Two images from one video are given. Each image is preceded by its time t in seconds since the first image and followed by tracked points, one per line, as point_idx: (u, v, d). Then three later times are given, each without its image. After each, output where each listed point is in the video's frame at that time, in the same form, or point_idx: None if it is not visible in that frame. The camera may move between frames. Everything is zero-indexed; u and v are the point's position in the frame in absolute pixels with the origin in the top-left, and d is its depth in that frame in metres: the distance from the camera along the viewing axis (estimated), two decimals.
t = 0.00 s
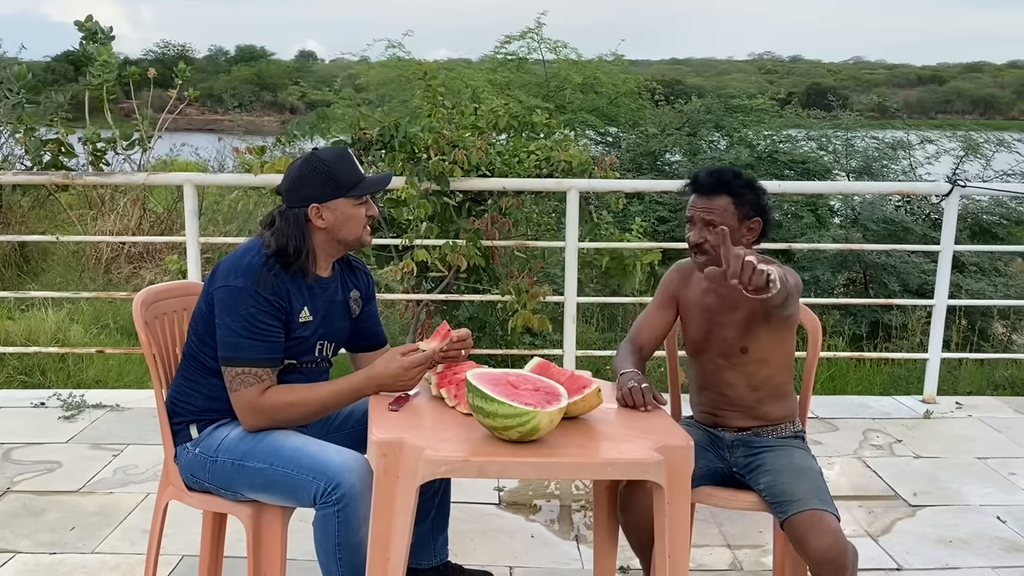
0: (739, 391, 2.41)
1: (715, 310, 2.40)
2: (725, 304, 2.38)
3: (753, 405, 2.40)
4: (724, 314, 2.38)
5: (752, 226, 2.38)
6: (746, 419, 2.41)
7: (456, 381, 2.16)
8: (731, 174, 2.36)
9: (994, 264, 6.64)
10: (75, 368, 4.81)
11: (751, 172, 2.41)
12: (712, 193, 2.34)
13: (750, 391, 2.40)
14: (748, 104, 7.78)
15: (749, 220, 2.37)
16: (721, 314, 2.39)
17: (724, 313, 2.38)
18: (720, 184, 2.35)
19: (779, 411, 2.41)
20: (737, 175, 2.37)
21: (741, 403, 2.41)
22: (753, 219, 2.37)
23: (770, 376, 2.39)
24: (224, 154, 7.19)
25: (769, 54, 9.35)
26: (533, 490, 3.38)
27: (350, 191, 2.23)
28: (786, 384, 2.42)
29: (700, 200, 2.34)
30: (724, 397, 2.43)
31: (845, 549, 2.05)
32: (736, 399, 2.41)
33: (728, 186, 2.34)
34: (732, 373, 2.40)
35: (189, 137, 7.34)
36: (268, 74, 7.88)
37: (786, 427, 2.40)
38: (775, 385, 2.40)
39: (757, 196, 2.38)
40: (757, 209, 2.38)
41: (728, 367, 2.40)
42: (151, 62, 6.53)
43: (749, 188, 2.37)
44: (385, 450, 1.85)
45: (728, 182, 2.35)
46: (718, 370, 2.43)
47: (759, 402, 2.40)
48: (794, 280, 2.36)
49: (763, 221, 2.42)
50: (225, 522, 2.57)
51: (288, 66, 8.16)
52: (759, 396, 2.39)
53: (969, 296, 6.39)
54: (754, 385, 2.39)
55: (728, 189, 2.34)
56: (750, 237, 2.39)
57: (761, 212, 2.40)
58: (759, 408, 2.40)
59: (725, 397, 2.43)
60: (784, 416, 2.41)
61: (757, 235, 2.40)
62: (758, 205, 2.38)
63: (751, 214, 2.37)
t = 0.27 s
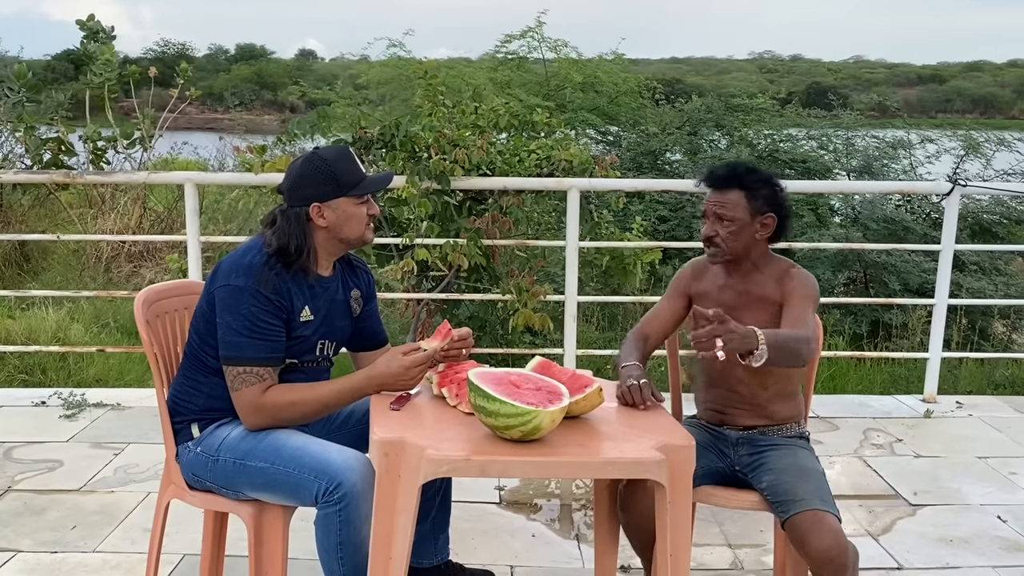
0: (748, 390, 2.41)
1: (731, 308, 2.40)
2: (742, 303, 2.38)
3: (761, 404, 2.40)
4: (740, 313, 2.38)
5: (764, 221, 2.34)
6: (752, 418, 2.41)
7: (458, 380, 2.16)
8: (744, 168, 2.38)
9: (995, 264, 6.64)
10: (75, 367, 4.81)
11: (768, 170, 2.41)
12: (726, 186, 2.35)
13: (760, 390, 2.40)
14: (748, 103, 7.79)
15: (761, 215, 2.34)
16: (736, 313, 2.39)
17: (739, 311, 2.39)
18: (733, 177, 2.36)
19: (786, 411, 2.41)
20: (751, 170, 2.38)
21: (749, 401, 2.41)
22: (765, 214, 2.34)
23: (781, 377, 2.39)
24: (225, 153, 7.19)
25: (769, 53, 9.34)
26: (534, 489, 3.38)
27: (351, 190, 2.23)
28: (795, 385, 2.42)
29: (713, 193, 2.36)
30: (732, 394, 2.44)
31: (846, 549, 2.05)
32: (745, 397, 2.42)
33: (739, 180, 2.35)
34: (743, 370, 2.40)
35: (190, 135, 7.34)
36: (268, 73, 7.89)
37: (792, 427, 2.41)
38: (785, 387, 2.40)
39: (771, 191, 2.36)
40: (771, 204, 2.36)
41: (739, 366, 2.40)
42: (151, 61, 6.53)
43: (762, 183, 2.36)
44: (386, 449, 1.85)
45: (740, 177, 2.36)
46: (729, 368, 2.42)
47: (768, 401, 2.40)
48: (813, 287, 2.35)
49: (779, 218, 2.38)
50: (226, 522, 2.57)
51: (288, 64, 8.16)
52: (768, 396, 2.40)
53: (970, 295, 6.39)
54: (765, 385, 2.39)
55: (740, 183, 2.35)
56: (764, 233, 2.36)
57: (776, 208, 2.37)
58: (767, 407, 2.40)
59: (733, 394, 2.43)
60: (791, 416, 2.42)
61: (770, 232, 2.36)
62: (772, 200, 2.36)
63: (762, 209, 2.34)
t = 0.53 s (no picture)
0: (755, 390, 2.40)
1: (743, 308, 2.39)
2: (754, 304, 2.37)
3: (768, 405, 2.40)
4: (752, 314, 2.38)
5: (774, 220, 2.34)
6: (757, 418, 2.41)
7: (460, 379, 2.17)
8: (754, 166, 2.38)
9: (996, 263, 6.64)
10: (76, 366, 4.82)
11: (782, 170, 2.41)
12: (738, 183, 2.36)
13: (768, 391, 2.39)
14: (749, 103, 7.79)
15: (771, 214, 2.33)
16: (748, 313, 2.39)
17: (751, 312, 2.38)
18: (746, 175, 2.37)
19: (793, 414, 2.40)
20: (762, 168, 2.38)
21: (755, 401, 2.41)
22: (775, 213, 2.33)
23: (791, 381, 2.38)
24: (226, 152, 7.19)
25: (770, 53, 9.34)
26: (535, 488, 3.38)
27: (353, 189, 2.23)
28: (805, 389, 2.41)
29: (724, 190, 2.37)
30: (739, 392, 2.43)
31: (849, 543, 2.07)
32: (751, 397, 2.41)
33: (750, 179, 2.36)
34: (753, 370, 2.39)
35: (191, 134, 7.34)
36: (269, 71, 7.90)
37: (796, 425, 2.41)
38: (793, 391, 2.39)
39: (783, 190, 2.36)
40: (781, 204, 2.35)
41: (749, 366, 2.40)
42: (152, 60, 6.52)
43: (774, 182, 2.36)
44: (389, 447, 1.85)
45: (751, 175, 2.37)
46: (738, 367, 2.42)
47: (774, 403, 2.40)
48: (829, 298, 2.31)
49: (791, 218, 2.37)
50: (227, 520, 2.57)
51: (289, 64, 8.16)
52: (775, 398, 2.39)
53: (971, 295, 6.39)
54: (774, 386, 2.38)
55: (750, 181, 2.36)
56: (774, 233, 2.35)
57: (787, 208, 2.36)
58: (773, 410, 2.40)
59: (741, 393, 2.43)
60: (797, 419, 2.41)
61: (780, 231, 2.35)
62: (783, 199, 2.35)
63: (772, 208, 2.33)
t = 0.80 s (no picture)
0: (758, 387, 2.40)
1: (745, 305, 2.40)
2: (757, 301, 2.38)
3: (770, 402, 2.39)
4: (755, 311, 2.38)
5: (774, 217, 2.34)
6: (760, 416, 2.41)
7: (462, 377, 2.17)
8: (753, 165, 2.39)
9: (997, 263, 6.63)
10: (78, 364, 4.82)
11: (780, 168, 2.41)
12: (738, 182, 2.36)
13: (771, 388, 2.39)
14: (751, 103, 7.79)
15: (771, 210, 2.34)
16: (751, 310, 2.39)
17: (755, 309, 2.38)
18: (745, 174, 2.37)
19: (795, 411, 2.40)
20: (761, 167, 2.39)
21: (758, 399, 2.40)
22: (774, 210, 2.34)
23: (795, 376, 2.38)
24: (227, 151, 7.20)
25: (771, 53, 9.33)
26: (537, 487, 3.38)
27: (355, 187, 2.23)
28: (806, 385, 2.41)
29: (724, 188, 2.38)
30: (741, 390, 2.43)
31: (854, 546, 2.06)
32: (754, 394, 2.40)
33: (749, 177, 2.36)
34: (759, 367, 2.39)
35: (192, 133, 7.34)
36: (271, 70, 7.91)
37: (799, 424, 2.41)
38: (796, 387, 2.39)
39: (782, 188, 2.36)
40: (781, 200, 2.35)
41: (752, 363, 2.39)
42: (153, 59, 6.52)
43: (773, 179, 2.37)
44: (391, 446, 1.85)
45: (750, 173, 2.37)
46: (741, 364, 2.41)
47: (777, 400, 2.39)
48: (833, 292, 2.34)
49: (791, 215, 2.37)
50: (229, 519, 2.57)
51: (290, 63, 8.16)
52: (778, 395, 2.39)
53: (972, 295, 6.39)
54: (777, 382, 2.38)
55: (749, 179, 2.36)
56: (774, 229, 2.35)
57: (788, 205, 2.36)
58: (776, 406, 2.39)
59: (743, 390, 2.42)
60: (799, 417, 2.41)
61: (780, 228, 2.35)
62: (783, 196, 2.35)
63: (772, 205, 2.33)
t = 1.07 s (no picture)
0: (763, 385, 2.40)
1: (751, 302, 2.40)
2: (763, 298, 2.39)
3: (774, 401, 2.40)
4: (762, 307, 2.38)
5: (781, 214, 2.36)
6: (764, 415, 2.40)
7: (464, 377, 2.17)
8: (755, 163, 2.37)
9: (999, 264, 6.63)
10: (80, 364, 4.83)
11: (780, 167, 2.41)
12: (743, 180, 2.35)
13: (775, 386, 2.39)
14: (752, 103, 7.79)
15: (778, 208, 2.35)
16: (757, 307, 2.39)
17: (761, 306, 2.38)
18: (749, 172, 2.36)
19: (797, 410, 2.41)
20: (764, 165, 2.38)
21: (762, 398, 2.40)
22: (782, 207, 2.35)
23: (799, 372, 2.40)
24: (228, 151, 7.20)
25: (773, 53, 9.33)
26: (538, 487, 3.39)
27: (357, 186, 2.24)
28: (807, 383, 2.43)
29: (728, 187, 2.36)
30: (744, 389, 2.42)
31: (857, 547, 2.05)
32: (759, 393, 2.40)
33: (754, 175, 2.35)
34: (764, 366, 2.38)
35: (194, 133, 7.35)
36: (272, 70, 7.92)
37: (801, 424, 2.41)
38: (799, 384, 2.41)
39: (786, 187, 2.36)
40: (786, 197, 2.36)
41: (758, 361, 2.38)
42: (155, 58, 6.53)
43: (776, 178, 2.36)
44: (393, 445, 1.85)
45: (754, 172, 2.35)
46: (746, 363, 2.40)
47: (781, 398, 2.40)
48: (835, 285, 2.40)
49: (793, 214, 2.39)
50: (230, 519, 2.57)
51: (292, 63, 8.17)
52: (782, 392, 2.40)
53: (974, 295, 6.38)
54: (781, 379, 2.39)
55: (754, 177, 2.35)
56: (781, 226, 2.37)
57: (791, 201, 2.37)
58: (781, 404, 2.39)
59: (748, 389, 2.41)
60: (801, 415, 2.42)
61: (786, 225, 2.37)
62: (787, 195, 2.36)
63: (779, 203, 2.34)
